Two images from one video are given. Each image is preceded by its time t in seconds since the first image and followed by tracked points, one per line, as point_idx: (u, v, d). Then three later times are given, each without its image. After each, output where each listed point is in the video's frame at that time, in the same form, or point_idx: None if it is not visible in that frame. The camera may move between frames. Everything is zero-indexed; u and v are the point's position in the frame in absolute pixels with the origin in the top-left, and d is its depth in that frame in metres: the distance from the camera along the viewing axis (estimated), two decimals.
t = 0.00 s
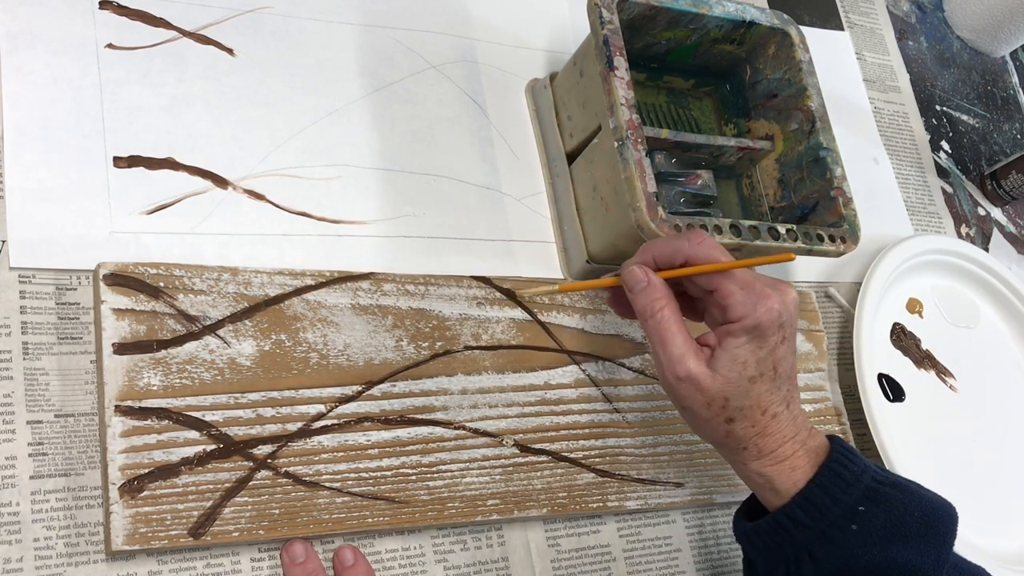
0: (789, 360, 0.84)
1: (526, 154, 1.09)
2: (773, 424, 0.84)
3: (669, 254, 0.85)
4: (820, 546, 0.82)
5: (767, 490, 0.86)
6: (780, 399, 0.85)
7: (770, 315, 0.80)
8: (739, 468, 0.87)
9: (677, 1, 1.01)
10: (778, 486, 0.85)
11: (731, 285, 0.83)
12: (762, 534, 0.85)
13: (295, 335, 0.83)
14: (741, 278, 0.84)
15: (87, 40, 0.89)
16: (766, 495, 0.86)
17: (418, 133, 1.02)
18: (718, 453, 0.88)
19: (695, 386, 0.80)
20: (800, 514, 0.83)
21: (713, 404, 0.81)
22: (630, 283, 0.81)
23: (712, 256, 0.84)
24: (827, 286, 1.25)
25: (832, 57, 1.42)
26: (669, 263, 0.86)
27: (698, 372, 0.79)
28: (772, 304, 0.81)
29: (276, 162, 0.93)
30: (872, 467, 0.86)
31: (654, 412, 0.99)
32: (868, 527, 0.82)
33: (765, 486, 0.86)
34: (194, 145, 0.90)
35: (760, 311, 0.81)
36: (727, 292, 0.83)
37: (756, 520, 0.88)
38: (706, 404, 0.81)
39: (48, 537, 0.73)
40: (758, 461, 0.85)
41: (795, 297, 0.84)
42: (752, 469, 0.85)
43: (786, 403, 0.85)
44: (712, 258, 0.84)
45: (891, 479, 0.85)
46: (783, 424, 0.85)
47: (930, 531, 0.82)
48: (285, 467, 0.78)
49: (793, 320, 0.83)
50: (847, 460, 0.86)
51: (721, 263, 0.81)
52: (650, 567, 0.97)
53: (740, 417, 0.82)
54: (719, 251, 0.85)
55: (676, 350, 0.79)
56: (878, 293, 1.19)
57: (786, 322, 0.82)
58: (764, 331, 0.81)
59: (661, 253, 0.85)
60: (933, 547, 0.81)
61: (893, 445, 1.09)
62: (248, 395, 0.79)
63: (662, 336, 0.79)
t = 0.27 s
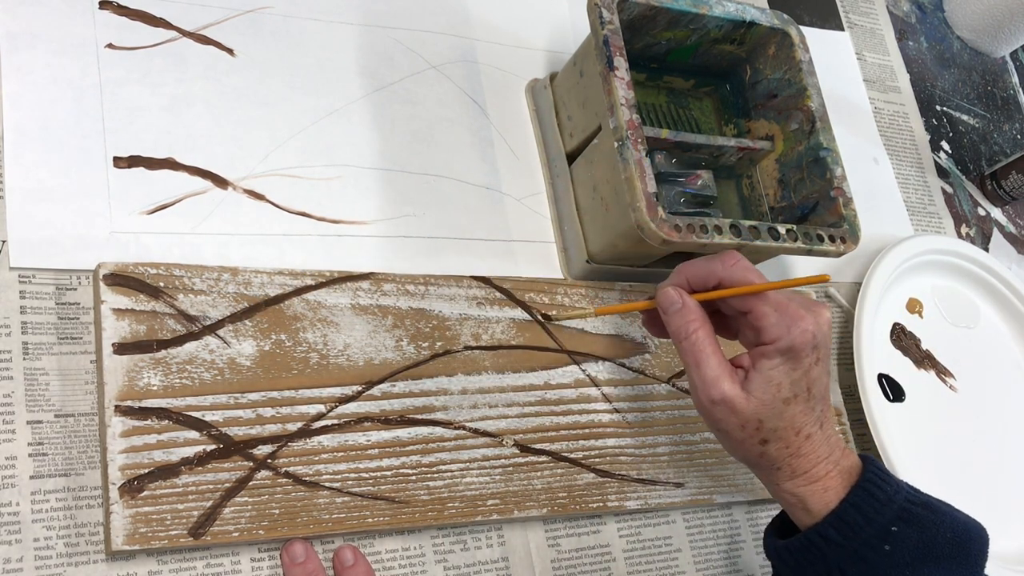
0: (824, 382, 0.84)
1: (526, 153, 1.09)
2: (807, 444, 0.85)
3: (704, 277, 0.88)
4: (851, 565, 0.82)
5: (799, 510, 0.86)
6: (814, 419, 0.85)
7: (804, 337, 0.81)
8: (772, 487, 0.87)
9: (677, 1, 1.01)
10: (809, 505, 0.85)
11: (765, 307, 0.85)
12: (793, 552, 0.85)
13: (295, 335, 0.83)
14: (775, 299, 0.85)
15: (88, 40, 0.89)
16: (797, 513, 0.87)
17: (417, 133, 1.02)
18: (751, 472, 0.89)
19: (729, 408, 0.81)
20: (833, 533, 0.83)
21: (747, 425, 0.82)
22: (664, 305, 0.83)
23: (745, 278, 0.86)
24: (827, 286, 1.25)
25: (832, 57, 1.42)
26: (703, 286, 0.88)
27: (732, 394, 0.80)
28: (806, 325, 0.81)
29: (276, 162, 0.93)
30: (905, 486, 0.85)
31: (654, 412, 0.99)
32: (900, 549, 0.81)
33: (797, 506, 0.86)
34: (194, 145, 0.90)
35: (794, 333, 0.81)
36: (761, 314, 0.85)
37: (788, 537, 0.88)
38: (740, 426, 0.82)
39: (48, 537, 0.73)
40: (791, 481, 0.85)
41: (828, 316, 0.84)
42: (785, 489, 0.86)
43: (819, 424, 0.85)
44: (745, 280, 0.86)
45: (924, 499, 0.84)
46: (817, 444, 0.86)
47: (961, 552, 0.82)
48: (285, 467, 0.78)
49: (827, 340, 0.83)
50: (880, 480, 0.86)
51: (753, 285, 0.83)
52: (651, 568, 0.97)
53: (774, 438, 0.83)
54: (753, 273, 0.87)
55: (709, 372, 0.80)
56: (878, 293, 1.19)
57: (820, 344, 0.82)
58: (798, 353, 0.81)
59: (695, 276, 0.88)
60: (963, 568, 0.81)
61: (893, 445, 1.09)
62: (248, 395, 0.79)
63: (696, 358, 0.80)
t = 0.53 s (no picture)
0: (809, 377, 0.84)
1: (526, 154, 1.09)
2: (793, 440, 0.85)
3: (689, 272, 0.87)
4: (837, 559, 0.83)
5: (784, 504, 0.87)
6: (800, 415, 0.85)
7: (792, 335, 0.80)
8: (758, 481, 0.87)
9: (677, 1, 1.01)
10: (795, 500, 0.86)
11: (750, 304, 0.84)
12: (778, 547, 0.86)
13: (295, 335, 0.83)
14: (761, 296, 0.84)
15: (87, 40, 0.89)
16: (783, 507, 0.87)
17: (418, 133, 1.02)
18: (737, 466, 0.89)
19: (716, 405, 0.81)
20: (819, 528, 0.84)
21: (734, 422, 0.82)
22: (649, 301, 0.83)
23: (732, 274, 0.86)
24: (827, 286, 1.25)
25: (832, 57, 1.42)
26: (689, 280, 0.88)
27: (719, 391, 0.80)
28: (794, 323, 0.81)
29: (275, 162, 0.93)
30: (891, 480, 0.86)
31: (654, 412, 0.99)
32: (886, 541, 0.82)
33: (783, 500, 0.87)
34: (194, 145, 0.90)
35: (781, 330, 0.81)
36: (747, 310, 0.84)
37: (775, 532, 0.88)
38: (726, 422, 0.82)
39: (48, 537, 0.73)
40: (777, 477, 0.86)
41: (815, 312, 0.84)
42: (771, 483, 0.86)
43: (806, 419, 0.86)
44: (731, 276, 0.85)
45: (909, 492, 0.85)
46: (803, 440, 0.86)
47: (945, 545, 0.83)
48: (285, 468, 0.78)
49: (815, 337, 0.83)
50: (866, 473, 0.86)
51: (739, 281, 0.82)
52: (650, 567, 0.97)
53: (760, 435, 0.83)
54: (740, 268, 0.87)
55: (696, 368, 0.80)
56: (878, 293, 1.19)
57: (807, 341, 0.82)
58: (785, 350, 0.81)
59: (680, 271, 0.87)
60: (948, 560, 0.82)
61: (893, 445, 1.09)
62: (248, 395, 0.79)
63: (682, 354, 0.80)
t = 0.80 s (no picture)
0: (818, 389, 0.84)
1: (526, 153, 1.09)
2: (802, 452, 0.84)
3: (696, 289, 0.88)
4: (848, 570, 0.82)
5: (793, 514, 0.86)
6: (809, 427, 0.85)
7: (798, 349, 0.81)
8: (768, 493, 0.87)
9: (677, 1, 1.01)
10: (804, 511, 0.86)
11: (756, 318, 0.85)
12: (789, 557, 0.85)
13: (295, 335, 0.83)
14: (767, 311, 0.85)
15: (87, 40, 0.89)
16: (793, 518, 0.87)
17: (418, 133, 1.02)
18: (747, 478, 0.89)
19: (724, 420, 0.80)
20: (829, 538, 0.83)
21: (742, 436, 0.81)
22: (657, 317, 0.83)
23: (739, 289, 0.85)
24: (827, 286, 1.25)
25: (832, 57, 1.42)
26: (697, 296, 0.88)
27: (728, 406, 0.80)
28: (800, 336, 0.81)
29: (276, 162, 0.93)
30: (902, 490, 0.85)
31: (654, 412, 0.99)
32: (897, 553, 0.81)
33: (792, 512, 0.86)
34: (194, 145, 0.90)
35: (787, 344, 0.81)
36: (753, 325, 0.85)
37: (785, 543, 0.88)
38: (735, 437, 0.82)
39: (48, 537, 0.73)
40: (786, 488, 0.85)
41: (823, 325, 0.83)
42: (780, 495, 0.86)
43: (815, 431, 0.85)
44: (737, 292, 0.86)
45: (920, 502, 0.84)
46: (812, 452, 0.85)
47: (956, 557, 0.82)
48: (285, 468, 0.79)
49: (822, 350, 0.83)
50: (877, 484, 0.85)
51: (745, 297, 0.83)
52: (650, 567, 0.97)
53: (768, 448, 0.83)
54: (748, 283, 0.86)
55: (704, 384, 0.80)
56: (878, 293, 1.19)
57: (814, 354, 0.82)
58: (792, 364, 0.81)
59: (687, 287, 0.88)
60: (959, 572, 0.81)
61: (893, 444, 1.09)
62: (248, 395, 0.79)
63: (690, 370, 0.80)
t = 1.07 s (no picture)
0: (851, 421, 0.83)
1: (526, 154, 1.09)
2: (835, 484, 0.83)
3: (725, 321, 0.87)
4: None
5: (826, 546, 0.85)
6: (842, 458, 0.83)
7: (829, 381, 0.79)
8: (801, 525, 0.86)
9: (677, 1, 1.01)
10: (838, 542, 0.84)
11: (786, 352, 0.84)
12: None
13: (295, 335, 0.83)
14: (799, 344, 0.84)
15: (88, 40, 0.89)
16: (827, 550, 0.85)
17: (418, 133, 1.02)
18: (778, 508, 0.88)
19: (756, 454, 0.79)
20: (863, 568, 0.82)
21: (774, 470, 0.80)
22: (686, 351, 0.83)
23: (768, 321, 0.85)
24: (827, 286, 1.25)
25: (832, 57, 1.42)
26: (726, 328, 0.88)
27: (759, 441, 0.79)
28: (831, 368, 0.80)
29: (276, 162, 0.93)
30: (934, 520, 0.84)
31: (654, 412, 0.99)
32: None
33: (826, 544, 0.85)
34: (194, 145, 0.90)
35: (817, 377, 0.80)
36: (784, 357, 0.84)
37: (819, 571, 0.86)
38: (768, 470, 0.80)
39: (48, 537, 0.73)
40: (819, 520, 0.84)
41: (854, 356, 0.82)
42: (813, 527, 0.84)
43: (847, 462, 0.84)
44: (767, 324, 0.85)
45: (953, 533, 0.83)
46: (846, 483, 0.84)
47: None
48: (285, 468, 0.78)
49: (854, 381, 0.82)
50: (911, 513, 0.84)
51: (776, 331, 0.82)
52: (650, 567, 0.97)
53: (801, 481, 0.81)
54: (776, 317, 0.86)
55: (735, 419, 0.79)
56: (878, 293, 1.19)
57: (845, 386, 0.81)
58: (823, 397, 0.80)
59: (716, 320, 0.88)
60: None
61: (893, 444, 1.10)
62: (248, 395, 0.79)
63: (721, 404, 0.79)
